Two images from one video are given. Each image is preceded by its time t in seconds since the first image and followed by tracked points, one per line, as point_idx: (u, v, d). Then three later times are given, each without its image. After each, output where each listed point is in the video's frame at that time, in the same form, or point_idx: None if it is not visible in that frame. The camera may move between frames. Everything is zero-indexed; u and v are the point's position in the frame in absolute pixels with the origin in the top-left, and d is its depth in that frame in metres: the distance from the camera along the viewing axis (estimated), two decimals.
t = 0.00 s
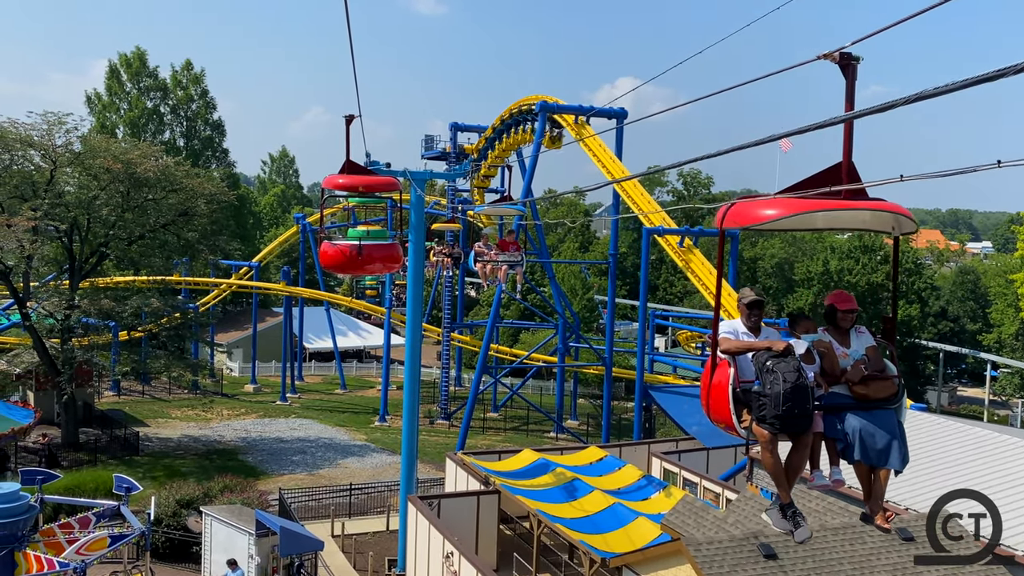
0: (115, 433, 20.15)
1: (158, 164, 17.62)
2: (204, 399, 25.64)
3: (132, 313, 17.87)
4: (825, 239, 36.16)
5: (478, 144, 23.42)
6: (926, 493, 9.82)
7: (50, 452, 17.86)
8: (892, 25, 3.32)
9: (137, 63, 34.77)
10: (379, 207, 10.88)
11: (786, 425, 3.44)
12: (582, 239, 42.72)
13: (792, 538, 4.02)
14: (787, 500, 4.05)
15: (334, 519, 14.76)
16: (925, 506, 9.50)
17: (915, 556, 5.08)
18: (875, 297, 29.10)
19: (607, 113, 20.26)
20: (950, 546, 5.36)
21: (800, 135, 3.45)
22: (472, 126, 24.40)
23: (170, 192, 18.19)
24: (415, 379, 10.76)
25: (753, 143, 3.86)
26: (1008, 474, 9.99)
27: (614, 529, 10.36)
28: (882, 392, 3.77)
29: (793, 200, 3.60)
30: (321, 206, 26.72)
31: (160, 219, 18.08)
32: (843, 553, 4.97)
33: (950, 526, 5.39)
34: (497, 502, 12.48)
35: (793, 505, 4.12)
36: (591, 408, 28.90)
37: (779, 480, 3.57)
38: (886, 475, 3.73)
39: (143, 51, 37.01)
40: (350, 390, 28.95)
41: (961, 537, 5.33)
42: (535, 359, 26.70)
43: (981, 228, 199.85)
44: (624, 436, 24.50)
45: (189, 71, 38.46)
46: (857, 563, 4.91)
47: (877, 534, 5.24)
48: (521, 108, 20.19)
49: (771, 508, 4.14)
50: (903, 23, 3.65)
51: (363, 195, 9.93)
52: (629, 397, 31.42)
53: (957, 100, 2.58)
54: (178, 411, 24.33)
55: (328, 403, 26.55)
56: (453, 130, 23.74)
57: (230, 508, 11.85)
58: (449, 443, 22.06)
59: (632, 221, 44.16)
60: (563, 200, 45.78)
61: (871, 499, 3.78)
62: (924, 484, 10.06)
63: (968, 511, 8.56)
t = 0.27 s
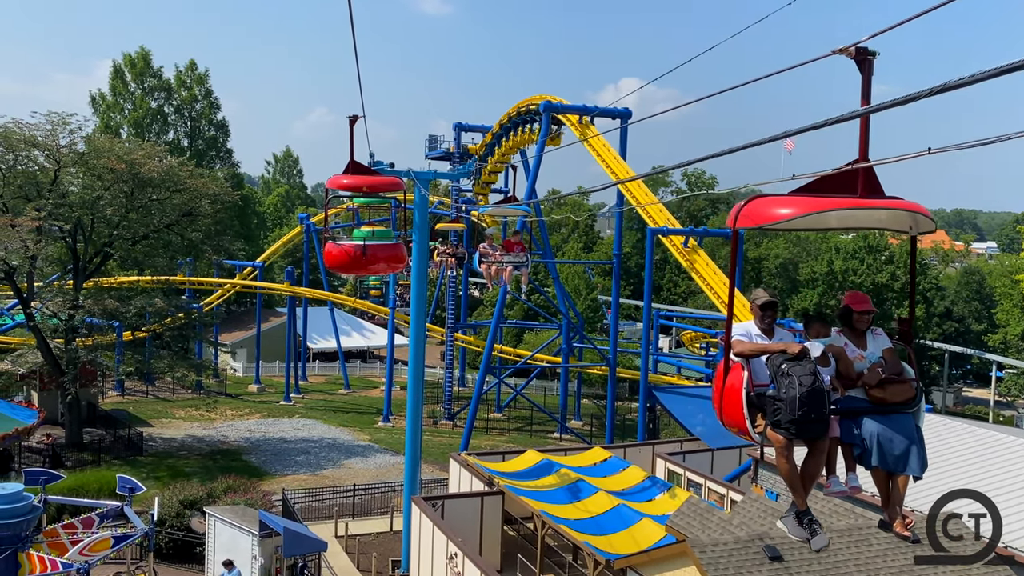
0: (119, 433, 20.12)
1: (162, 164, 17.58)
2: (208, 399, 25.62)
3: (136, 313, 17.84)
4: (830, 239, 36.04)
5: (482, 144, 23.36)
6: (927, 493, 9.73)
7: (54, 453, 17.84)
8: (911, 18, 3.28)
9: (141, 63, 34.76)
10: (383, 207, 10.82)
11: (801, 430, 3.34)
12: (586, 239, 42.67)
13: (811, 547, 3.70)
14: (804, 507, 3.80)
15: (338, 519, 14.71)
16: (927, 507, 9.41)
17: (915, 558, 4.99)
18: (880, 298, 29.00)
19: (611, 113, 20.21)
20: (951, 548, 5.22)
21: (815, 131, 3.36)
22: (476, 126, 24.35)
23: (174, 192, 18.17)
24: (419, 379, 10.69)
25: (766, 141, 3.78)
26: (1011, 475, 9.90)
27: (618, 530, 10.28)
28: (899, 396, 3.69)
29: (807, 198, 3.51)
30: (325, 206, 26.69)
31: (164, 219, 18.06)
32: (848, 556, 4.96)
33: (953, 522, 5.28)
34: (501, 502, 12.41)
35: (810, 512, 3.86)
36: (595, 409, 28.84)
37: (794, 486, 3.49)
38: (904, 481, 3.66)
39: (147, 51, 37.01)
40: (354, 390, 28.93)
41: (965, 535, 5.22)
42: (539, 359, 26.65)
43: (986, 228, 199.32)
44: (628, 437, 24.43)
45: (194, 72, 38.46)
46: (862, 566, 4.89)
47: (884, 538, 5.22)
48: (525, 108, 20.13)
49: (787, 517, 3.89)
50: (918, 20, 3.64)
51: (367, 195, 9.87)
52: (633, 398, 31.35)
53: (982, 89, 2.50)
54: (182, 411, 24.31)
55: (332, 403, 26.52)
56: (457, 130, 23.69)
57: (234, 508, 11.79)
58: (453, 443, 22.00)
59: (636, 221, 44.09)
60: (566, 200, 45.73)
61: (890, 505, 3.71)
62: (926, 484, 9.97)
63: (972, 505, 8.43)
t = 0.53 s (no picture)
0: (123, 433, 20.10)
1: (166, 164, 17.55)
2: (212, 399, 25.58)
3: (139, 314, 17.80)
4: (834, 239, 35.91)
5: (486, 144, 23.28)
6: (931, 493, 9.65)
7: (58, 453, 17.81)
8: (933, 13, 3.20)
9: (145, 63, 34.73)
10: (387, 207, 10.76)
11: (818, 439, 3.26)
12: (590, 239, 42.60)
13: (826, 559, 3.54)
14: (819, 517, 3.66)
15: (342, 520, 14.66)
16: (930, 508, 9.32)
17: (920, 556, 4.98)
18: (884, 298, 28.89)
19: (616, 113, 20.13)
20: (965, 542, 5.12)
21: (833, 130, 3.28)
22: (480, 126, 24.28)
23: (178, 192, 18.14)
24: (423, 380, 10.62)
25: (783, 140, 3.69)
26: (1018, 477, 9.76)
27: (622, 531, 10.22)
28: (918, 402, 3.62)
29: (824, 198, 3.42)
30: (329, 206, 26.69)
31: (168, 219, 18.03)
32: (852, 557, 4.95)
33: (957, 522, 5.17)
34: (505, 503, 12.33)
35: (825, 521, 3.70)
36: (599, 409, 28.76)
37: (810, 496, 3.40)
38: (923, 491, 3.58)
39: (151, 51, 37.01)
40: (358, 390, 28.89)
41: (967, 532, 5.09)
42: (543, 359, 26.58)
43: (992, 228, 198.61)
44: (633, 437, 24.34)
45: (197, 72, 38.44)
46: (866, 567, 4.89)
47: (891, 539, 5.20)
48: (529, 108, 20.06)
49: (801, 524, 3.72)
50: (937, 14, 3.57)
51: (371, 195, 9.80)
52: (637, 398, 31.25)
53: (1007, 85, 2.42)
54: (186, 412, 24.27)
55: (335, 403, 26.45)
56: (460, 130, 23.63)
57: (238, 509, 11.72)
58: (457, 444, 21.93)
59: (640, 222, 44.00)
60: (570, 201, 45.66)
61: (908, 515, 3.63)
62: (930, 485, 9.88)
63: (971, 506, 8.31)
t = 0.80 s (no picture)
0: (128, 433, 20.08)
1: (170, 164, 17.51)
2: (216, 399, 25.56)
3: (143, 314, 17.78)
4: (839, 239, 35.79)
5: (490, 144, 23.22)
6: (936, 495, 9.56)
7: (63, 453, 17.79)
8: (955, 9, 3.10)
9: (149, 64, 34.72)
10: (391, 208, 10.70)
11: (835, 448, 3.18)
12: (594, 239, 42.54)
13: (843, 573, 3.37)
14: (837, 527, 3.45)
15: (346, 521, 14.62)
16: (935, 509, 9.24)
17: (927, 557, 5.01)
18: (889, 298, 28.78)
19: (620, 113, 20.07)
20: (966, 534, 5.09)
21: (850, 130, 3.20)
22: (484, 126, 24.23)
23: (182, 192, 18.10)
24: (427, 380, 10.55)
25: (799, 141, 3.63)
26: (1022, 479, 9.64)
27: (626, 533, 10.15)
28: (937, 410, 3.54)
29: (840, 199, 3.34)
30: (333, 206, 26.66)
31: (172, 220, 18.00)
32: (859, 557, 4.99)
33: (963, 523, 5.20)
34: (509, 504, 12.25)
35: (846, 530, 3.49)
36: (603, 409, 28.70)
37: (826, 506, 3.32)
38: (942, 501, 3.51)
39: (155, 51, 37.01)
40: (362, 390, 28.87)
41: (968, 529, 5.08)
42: (547, 360, 26.52)
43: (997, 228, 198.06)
44: (637, 438, 24.27)
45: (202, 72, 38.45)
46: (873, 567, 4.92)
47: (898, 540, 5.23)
48: (533, 109, 19.99)
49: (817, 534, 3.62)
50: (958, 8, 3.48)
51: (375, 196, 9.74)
52: (641, 399, 31.17)
53: None
54: (190, 412, 24.25)
55: (339, 404, 26.41)
56: (464, 130, 23.57)
57: (242, 509, 11.66)
58: (461, 444, 21.87)
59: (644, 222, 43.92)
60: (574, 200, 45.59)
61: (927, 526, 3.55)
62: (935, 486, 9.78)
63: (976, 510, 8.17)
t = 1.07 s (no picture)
0: (131, 433, 20.05)
1: (174, 164, 17.47)
2: (220, 399, 25.52)
3: (147, 314, 17.74)
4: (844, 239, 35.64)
5: (494, 144, 23.13)
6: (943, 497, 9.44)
7: (67, 453, 17.75)
8: None
9: (153, 64, 34.72)
10: (395, 208, 10.63)
11: (854, 454, 3.10)
12: (598, 239, 42.46)
13: None
14: (854, 538, 3.35)
15: (349, 521, 14.55)
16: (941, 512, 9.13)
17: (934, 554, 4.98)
18: (895, 299, 28.62)
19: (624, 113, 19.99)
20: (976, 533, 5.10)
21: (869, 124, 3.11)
22: (488, 126, 24.16)
23: (186, 192, 18.06)
24: (432, 381, 10.49)
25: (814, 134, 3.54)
26: None
27: (632, 534, 10.07)
28: (958, 415, 3.46)
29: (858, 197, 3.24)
30: (337, 206, 26.62)
31: (176, 220, 17.97)
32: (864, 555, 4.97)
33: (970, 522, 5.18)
34: (514, 505, 12.19)
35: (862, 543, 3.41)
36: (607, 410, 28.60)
37: (845, 515, 3.23)
38: (966, 510, 3.40)
39: (160, 52, 37.05)
40: (366, 390, 28.84)
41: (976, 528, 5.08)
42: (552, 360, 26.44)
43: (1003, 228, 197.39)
44: (641, 438, 24.17)
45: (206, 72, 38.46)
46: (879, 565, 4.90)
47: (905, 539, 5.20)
48: (538, 108, 19.92)
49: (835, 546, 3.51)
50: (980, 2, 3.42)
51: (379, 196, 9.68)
52: (645, 399, 31.06)
53: None
54: (194, 412, 24.21)
55: (343, 404, 26.35)
56: (468, 130, 23.51)
57: (245, 510, 11.60)
58: (465, 444, 21.79)
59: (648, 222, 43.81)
60: (578, 201, 45.50)
61: (951, 538, 3.42)
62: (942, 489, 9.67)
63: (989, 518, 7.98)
